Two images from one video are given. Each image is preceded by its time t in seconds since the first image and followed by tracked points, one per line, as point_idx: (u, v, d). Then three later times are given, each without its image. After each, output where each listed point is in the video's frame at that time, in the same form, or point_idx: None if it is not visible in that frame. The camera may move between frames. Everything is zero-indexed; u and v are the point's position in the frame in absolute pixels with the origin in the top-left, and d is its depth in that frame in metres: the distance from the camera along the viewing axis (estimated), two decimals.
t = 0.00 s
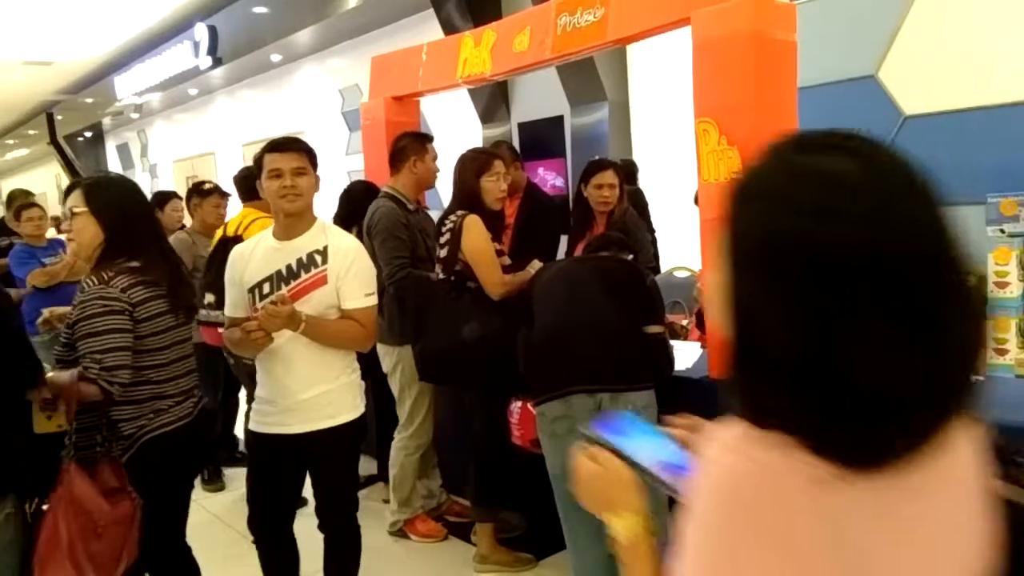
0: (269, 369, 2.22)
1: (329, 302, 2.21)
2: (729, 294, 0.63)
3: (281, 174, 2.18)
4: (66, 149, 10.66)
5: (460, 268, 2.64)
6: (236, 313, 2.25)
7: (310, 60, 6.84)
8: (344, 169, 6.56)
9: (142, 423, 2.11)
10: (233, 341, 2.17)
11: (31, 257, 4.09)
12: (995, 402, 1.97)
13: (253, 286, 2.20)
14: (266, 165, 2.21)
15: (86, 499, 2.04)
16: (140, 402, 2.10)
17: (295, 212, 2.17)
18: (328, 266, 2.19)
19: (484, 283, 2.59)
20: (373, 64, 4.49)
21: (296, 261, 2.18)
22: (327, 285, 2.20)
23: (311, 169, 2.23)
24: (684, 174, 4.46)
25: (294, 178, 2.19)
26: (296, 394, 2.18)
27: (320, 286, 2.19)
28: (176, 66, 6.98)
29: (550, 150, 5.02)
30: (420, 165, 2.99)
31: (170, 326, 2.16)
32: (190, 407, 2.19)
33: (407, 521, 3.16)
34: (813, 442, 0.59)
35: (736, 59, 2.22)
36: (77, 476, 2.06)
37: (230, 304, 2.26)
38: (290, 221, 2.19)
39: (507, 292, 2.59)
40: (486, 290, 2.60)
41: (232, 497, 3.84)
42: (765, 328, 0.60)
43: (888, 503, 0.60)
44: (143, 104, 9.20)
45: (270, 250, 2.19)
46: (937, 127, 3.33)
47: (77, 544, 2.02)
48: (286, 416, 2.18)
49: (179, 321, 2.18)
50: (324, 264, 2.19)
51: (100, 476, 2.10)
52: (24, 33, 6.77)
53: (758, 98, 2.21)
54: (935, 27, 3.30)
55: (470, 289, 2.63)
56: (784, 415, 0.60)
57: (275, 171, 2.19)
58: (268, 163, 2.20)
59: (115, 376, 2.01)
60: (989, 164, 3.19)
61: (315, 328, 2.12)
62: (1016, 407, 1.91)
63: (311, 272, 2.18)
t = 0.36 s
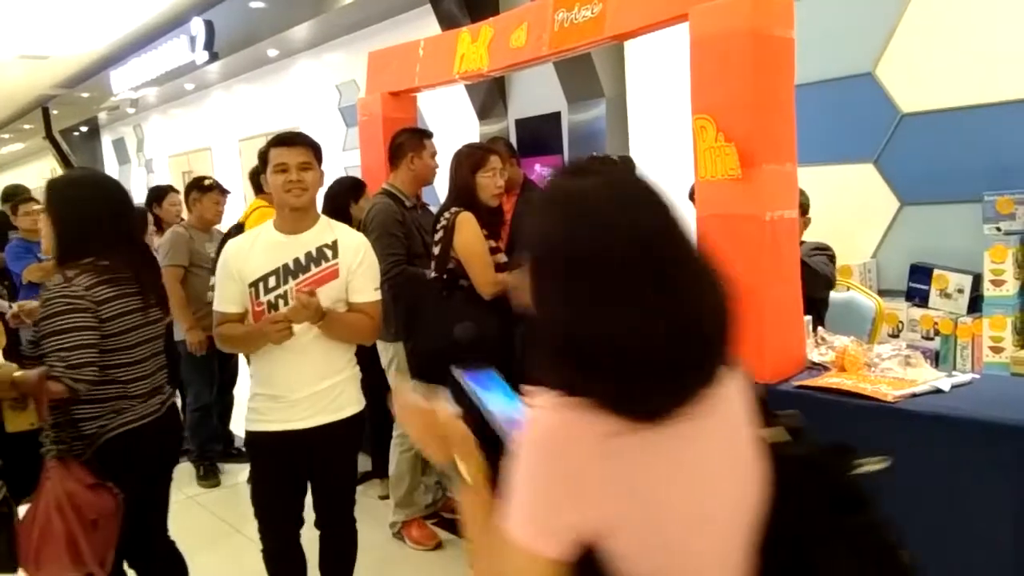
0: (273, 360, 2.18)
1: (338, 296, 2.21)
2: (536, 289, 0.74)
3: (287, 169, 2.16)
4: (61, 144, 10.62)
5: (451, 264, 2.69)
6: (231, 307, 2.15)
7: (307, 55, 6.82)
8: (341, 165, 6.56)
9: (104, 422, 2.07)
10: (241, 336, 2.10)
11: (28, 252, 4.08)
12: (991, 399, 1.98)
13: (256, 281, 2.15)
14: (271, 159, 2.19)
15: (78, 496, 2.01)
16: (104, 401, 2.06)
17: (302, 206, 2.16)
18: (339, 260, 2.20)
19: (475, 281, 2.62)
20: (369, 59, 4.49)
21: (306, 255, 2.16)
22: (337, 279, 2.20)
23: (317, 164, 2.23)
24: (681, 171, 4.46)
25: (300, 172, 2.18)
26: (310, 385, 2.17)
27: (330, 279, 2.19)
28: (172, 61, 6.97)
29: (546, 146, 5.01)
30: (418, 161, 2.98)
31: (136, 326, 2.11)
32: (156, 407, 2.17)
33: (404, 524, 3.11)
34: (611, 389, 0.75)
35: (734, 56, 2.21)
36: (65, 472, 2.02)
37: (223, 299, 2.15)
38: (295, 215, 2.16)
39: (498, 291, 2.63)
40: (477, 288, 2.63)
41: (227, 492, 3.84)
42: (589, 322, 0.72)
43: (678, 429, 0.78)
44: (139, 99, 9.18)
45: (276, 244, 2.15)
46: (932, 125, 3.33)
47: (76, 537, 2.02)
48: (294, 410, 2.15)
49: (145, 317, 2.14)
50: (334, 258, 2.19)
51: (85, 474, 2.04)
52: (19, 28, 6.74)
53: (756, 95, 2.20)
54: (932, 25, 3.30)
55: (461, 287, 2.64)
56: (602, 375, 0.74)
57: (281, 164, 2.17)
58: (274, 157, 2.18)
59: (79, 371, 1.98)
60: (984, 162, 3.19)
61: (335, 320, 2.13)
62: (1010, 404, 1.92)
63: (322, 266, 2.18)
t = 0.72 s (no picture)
0: (269, 356, 2.17)
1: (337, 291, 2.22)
2: (356, 261, 1.09)
3: (284, 165, 2.14)
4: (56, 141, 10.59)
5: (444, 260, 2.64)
6: (221, 306, 2.11)
7: (303, 53, 6.81)
8: (337, 163, 6.55)
9: (51, 425, 2.03)
10: (240, 339, 2.07)
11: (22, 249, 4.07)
12: (985, 396, 1.98)
13: (249, 278, 2.13)
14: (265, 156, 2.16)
15: (22, 505, 1.95)
16: (50, 403, 2.02)
17: (298, 202, 2.15)
18: (337, 255, 2.21)
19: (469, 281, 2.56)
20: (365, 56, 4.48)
21: (304, 251, 2.16)
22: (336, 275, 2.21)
23: (311, 160, 2.21)
24: (677, 169, 4.46)
25: (296, 169, 2.16)
26: (308, 381, 2.17)
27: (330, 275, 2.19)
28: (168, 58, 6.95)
29: (543, 144, 5.01)
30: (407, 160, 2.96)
31: (87, 328, 2.05)
32: (112, 414, 2.11)
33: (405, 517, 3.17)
34: (401, 341, 1.05)
35: (729, 53, 2.22)
36: (9, 480, 1.96)
37: (213, 298, 2.11)
38: (292, 212, 2.18)
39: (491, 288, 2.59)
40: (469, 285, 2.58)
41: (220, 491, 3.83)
42: (381, 295, 1.05)
43: (458, 394, 1.08)
44: (135, 96, 9.15)
45: (272, 240, 2.15)
46: (927, 123, 3.34)
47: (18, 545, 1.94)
48: (293, 407, 2.15)
49: (98, 323, 2.06)
50: (333, 253, 2.20)
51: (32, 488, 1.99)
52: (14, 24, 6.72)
53: (752, 92, 2.20)
54: (927, 23, 3.31)
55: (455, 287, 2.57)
56: (385, 331, 1.05)
57: (277, 160, 2.13)
58: (269, 153, 2.14)
59: (17, 378, 1.94)
60: (979, 160, 3.20)
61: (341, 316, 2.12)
62: (1005, 401, 1.92)
63: (321, 262, 2.18)
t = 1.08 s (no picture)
0: (254, 355, 2.18)
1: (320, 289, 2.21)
2: (309, 251, 1.18)
3: (263, 164, 2.13)
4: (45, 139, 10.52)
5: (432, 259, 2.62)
6: (203, 307, 2.08)
7: (294, 51, 6.79)
8: (329, 161, 6.53)
9: (38, 414, 2.03)
10: (223, 339, 2.05)
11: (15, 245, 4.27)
12: (974, 394, 1.99)
13: (231, 276, 2.11)
14: (245, 155, 2.15)
15: (23, 479, 1.97)
16: (39, 393, 2.03)
17: (279, 201, 2.14)
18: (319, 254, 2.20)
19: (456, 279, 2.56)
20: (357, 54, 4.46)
21: (286, 251, 2.15)
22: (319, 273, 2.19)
23: (291, 158, 2.20)
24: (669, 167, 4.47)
25: (276, 167, 2.15)
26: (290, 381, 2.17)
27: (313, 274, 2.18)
28: (158, 55, 6.91)
29: (535, 143, 5.01)
30: (398, 158, 2.96)
31: (67, 326, 2.04)
32: (98, 403, 2.11)
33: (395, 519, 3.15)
34: (344, 328, 1.16)
35: (720, 52, 2.22)
36: (7, 457, 1.98)
37: (196, 298, 2.09)
38: (273, 210, 2.16)
39: (476, 289, 2.59)
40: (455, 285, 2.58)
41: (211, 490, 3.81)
42: (334, 286, 1.15)
43: (375, 370, 1.20)
44: (125, 94, 9.10)
45: (255, 240, 2.13)
46: (918, 122, 3.36)
47: (23, 517, 1.97)
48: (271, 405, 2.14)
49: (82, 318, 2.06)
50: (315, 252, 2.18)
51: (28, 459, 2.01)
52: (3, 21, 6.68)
53: (743, 91, 2.21)
54: (917, 23, 3.32)
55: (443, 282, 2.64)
56: (332, 319, 1.16)
57: (255, 159, 2.13)
58: (248, 152, 2.14)
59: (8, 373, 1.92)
60: (969, 160, 3.21)
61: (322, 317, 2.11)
62: (994, 399, 1.93)
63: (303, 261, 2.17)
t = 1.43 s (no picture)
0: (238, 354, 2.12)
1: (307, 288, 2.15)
2: (273, 247, 1.24)
3: (244, 162, 2.09)
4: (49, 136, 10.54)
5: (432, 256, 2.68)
6: (189, 307, 2.04)
7: (298, 48, 6.79)
8: (333, 158, 6.53)
9: (58, 390, 2.03)
10: (210, 340, 2.00)
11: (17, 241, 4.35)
12: (979, 393, 1.99)
13: (217, 275, 2.06)
14: (226, 152, 2.11)
15: (34, 448, 1.97)
16: (58, 369, 2.03)
17: (262, 199, 2.10)
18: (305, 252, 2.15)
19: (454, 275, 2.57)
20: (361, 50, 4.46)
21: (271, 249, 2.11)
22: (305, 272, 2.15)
23: (274, 154, 2.15)
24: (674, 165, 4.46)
25: (257, 164, 2.11)
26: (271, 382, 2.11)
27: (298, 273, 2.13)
28: (163, 52, 6.92)
29: (539, 140, 5.00)
30: (405, 156, 2.96)
31: (81, 305, 2.08)
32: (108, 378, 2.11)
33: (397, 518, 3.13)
34: (308, 317, 1.23)
35: (724, 50, 2.22)
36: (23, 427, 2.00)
37: (181, 299, 2.04)
38: (257, 209, 2.12)
39: (476, 286, 2.58)
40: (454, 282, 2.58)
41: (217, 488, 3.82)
42: (303, 280, 1.21)
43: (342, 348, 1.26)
44: (129, 90, 9.11)
45: (239, 239, 2.09)
46: (923, 119, 3.35)
47: (36, 484, 1.96)
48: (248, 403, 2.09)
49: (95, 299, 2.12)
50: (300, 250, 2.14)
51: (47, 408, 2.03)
52: (8, 18, 6.69)
53: (748, 89, 2.20)
54: (923, 20, 3.31)
55: (443, 278, 2.67)
56: (298, 310, 1.23)
57: (235, 158, 2.09)
58: (229, 151, 2.10)
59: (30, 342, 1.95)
60: (975, 157, 3.20)
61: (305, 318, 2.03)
62: (999, 397, 1.92)
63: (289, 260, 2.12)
